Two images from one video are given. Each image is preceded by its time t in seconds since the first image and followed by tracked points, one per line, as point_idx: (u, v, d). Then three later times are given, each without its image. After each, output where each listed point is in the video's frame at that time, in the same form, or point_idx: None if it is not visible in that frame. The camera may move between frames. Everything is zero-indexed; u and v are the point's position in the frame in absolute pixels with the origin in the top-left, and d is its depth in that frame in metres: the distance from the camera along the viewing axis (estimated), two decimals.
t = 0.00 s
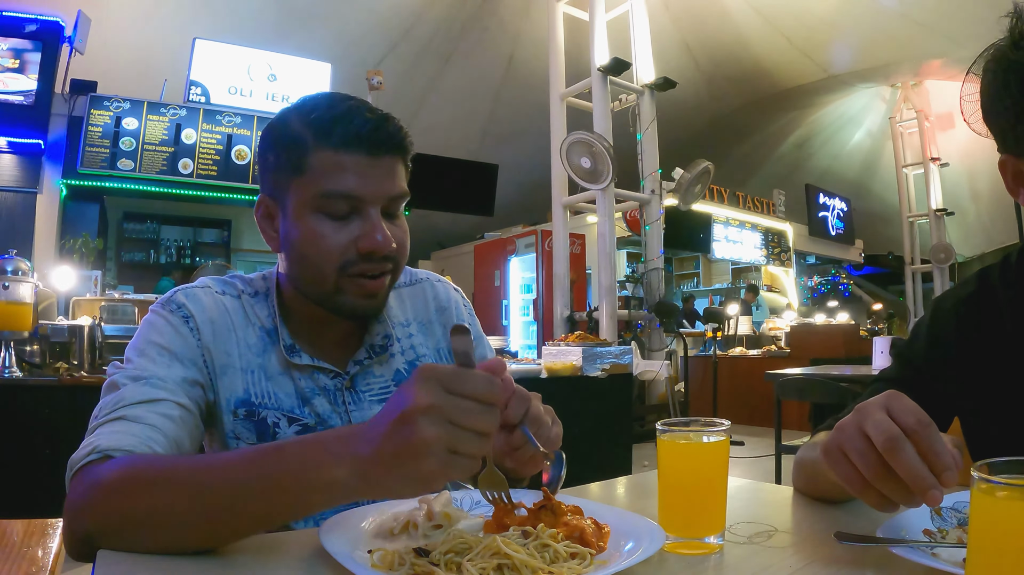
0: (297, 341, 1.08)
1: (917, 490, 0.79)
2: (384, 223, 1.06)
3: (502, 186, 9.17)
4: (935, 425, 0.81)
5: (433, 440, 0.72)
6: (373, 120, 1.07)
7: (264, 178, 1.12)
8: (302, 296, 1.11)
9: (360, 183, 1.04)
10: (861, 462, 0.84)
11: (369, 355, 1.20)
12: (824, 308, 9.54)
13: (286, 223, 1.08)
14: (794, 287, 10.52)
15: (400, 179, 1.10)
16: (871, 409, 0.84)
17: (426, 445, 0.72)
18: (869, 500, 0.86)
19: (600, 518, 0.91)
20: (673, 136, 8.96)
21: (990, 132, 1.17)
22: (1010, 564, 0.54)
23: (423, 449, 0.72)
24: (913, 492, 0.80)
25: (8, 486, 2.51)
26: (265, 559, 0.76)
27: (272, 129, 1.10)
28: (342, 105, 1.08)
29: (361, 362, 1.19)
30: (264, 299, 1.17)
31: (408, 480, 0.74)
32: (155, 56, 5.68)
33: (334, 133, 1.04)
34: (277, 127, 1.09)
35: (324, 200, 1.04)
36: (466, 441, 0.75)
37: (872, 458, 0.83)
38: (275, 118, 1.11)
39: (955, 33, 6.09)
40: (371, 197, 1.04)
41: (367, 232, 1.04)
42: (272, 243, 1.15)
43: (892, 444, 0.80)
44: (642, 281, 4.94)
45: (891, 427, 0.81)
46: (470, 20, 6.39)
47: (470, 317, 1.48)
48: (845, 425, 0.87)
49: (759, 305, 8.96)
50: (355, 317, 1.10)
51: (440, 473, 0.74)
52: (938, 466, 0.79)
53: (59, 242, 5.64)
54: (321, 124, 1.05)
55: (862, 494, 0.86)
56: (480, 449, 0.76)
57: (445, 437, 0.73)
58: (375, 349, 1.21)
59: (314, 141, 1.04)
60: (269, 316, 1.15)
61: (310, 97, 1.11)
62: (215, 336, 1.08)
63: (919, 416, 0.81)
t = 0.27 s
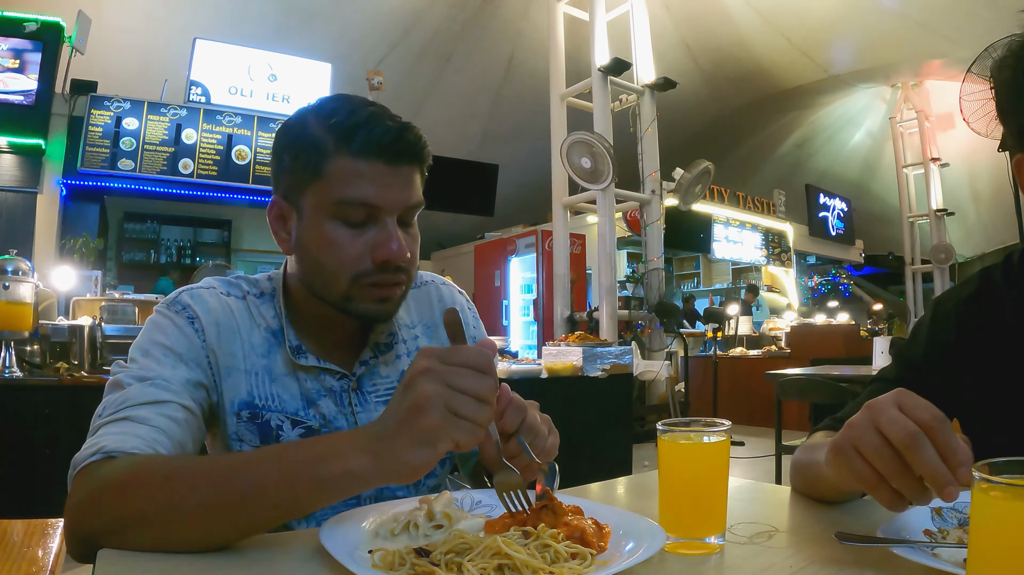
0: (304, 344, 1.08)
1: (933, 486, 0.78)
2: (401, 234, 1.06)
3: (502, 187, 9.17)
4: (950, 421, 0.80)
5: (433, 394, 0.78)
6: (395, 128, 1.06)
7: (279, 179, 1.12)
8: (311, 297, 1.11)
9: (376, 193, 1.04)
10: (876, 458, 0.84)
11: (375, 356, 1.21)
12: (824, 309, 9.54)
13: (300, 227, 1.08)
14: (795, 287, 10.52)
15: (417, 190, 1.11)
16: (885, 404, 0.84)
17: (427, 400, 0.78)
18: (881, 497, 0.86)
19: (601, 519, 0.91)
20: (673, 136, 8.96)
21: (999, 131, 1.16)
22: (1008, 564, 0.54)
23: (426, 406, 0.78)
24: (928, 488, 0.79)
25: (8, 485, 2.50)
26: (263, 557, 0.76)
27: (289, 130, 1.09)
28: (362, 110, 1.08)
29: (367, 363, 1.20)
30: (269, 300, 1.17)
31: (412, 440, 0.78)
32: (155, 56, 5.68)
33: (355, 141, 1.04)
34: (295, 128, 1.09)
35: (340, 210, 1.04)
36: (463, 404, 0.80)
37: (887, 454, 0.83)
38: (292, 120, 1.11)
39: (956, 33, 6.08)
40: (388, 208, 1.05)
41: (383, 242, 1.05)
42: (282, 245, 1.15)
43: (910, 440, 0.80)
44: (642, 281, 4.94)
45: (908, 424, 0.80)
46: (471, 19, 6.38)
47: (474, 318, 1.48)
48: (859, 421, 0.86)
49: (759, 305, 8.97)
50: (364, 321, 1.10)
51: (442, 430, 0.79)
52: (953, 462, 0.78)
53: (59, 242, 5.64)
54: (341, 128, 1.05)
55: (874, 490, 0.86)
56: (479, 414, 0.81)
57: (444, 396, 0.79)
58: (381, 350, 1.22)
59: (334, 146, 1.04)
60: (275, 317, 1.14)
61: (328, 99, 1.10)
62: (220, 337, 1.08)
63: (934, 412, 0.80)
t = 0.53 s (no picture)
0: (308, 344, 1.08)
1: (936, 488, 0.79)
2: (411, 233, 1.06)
3: (502, 187, 9.17)
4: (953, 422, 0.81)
5: (435, 394, 0.79)
6: (408, 129, 1.07)
7: (289, 179, 1.12)
8: (316, 298, 1.11)
9: (388, 191, 1.04)
10: (880, 458, 0.83)
11: (379, 359, 1.21)
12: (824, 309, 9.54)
13: (309, 226, 1.08)
14: (795, 287, 10.52)
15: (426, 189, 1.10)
16: (888, 405, 0.84)
17: (429, 399, 0.78)
18: (882, 498, 0.85)
19: (601, 519, 0.91)
20: (673, 136, 8.96)
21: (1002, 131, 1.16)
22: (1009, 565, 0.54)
23: (428, 404, 0.79)
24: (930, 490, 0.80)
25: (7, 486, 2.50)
26: (262, 557, 0.76)
27: (300, 130, 1.10)
28: (375, 111, 1.08)
29: (370, 365, 1.20)
30: (273, 300, 1.17)
31: (415, 439, 0.79)
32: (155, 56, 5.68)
33: (368, 140, 1.04)
34: (306, 129, 1.09)
35: (352, 207, 1.04)
36: (467, 404, 0.80)
37: (891, 455, 0.83)
38: (304, 118, 1.11)
39: (956, 33, 6.08)
40: (399, 206, 1.05)
41: (392, 242, 1.04)
42: (289, 245, 1.15)
43: (916, 441, 0.80)
44: (642, 281, 4.93)
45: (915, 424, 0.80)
46: (471, 20, 6.39)
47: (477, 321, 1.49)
48: (862, 421, 0.86)
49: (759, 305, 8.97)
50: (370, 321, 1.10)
51: (445, 428, 0.79)
52: (957, 462, 0.79)
53: (59, 242, 5.64)
54: (353, 129, 1.05)
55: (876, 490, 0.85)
56: (481, 416, 0.80)
57: (446, 396, 0.79)
58: (384, 352, 1.22)
59: (347, 146, 1.04)
60: (278, 317, 1.15)
61: (340, 101, 1.11)
62: (223, 336, 1.08)
63: (939, 413, 0.81)
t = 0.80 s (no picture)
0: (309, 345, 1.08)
1: (936, 487, 0.78)
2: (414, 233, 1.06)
3: (502, 187, 9.17)
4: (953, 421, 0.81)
5: (444, 382, 0.81)
6: (411, 130, 1.07)
7: (291, 178, 1.12)
8: (318, 298, 1.11)
9: (392, 192, 1.04)
10: (879, 458, 0.83)
11: (379, 359, 1.21)
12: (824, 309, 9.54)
13: (313, 227, 1.08)
14: (795, 287, 10.51)
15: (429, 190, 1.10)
16: (888, 404, 0.84)
17: (438, 387, 0.80)
18: (882, 498, 0.85)
19: (601, 519, 0.91)
20: (673, 136, 8.96)
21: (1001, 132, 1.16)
22: (1010, 565, 0.54)
23: (437, 391, 0.80)
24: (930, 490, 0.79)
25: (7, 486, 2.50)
26: (261, 558, 0.76)
27: (303, 130, 1.10)
28: (378, 112, 1.08)
29: (371, 365, 1.20)
30: (275, 300, 1.17)
31: (421, 427, 0.81)
32: (155, 57, 5.67)
33: (372, 140, 1.04)
34: (310, 128, 1.09)
35: (356, 208, 1.04)
36: (474, 396, 0.82)
37: (889, 454, 0.83)
38: (306, 119, 1.11)
39: (957, 33, 6.07)
40: (403, 206, 1.05)
41: (396, 243, 1.04)
42: (291, 245, 1.15)
43: (914, 440, 0.80)
44: (642, 282, 4.93)
45: (913, 423, 0.80)
46: (471, 20, 6.39)
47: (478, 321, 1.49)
48: (861, 421, 0.86)
49: (760, 306, 8.97)
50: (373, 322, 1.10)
51: (451, 417, 0.81)
52: (956, 461, 0.79)
53: (59, 242, 5.64)
54: (357, 130, 1.05)
55: (875, 490, 0.85)
56: (486, 407, 0.83)
57: (455, 385, 0.82)
58: (386, 353, 1.22)
59: (351, 146, 1.04)
60: (280, 317, 1.15)
61: (344, 101, 1.11)
62: (225, 337, 1.07)
63: (937, 412, 0.81)
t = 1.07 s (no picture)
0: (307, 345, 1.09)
1: (935, 485, 0.78)
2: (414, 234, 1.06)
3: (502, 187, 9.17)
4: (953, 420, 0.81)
5: (432, 375, 0.82)
6: (412, 130, 1.06)
7: (292, 178, 1.12)
8: (316, 298, 1.11)
9: (392, 193, 1.04)
10: (879, 455, 0.83)
11: (378, 360, 1.21)
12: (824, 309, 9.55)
13: (313, 227, 1.08)
14: (795, 287, 10.51)
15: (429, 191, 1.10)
16: (888, 402, 0.84)
17: (427, 379, 0.82)
18: (881, 495, 0.85)
19: (602, 519, 0.91)
20: (673, 136, 8.96)
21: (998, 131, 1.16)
22: (1011, 565, 0.53)
23: (426, 385, 0.82)
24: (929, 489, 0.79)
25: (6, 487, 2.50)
26: (261, 557, 0.76)
27: (303, 129, 1.10)
28: (379, 112, 1.08)
29: (370, 366, 1.20)
30: (273, 301, 1.17)
31: (410, 420, 0.82)
32: (155, 57, 5.67)
33: (373, 141, 1.04)
34: (312, 128, 1.09)
35: (356, 208, 1.04)
36: (464, 390, 0.84)
37: (889, 451, 0.83)
38: (307, 120, 1.11)
39: (957, 33, 6.06)
40: (403, 208, 1.04)
41: (396, 244, 1.04)
42: (290, 245, 1.15)
43: (914, 438, 0.80)
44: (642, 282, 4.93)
45: (912, 421, 0.80)
46: (471, 20, 6.39)
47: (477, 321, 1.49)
48: (862, 419, 0.86)
49: (760, 306, 8.97)
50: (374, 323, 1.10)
51: (441, 411, 0.82)
52: (955, 460, 0.79)
53: (59, 242, 5.63)
54: (358, 131, 1.05)
55: (874, 487, 0.85)
56: (479, 401, 0.84)
57: (445, 379, 0.83)
58: (384, 353, 1.22)
59: (351, 147, 1.04)
60: (279, 318, 1.15)
61: (346, 102, 1.11)
62: (223, 338, 1.07)
63: (937, 410, 0.81)
